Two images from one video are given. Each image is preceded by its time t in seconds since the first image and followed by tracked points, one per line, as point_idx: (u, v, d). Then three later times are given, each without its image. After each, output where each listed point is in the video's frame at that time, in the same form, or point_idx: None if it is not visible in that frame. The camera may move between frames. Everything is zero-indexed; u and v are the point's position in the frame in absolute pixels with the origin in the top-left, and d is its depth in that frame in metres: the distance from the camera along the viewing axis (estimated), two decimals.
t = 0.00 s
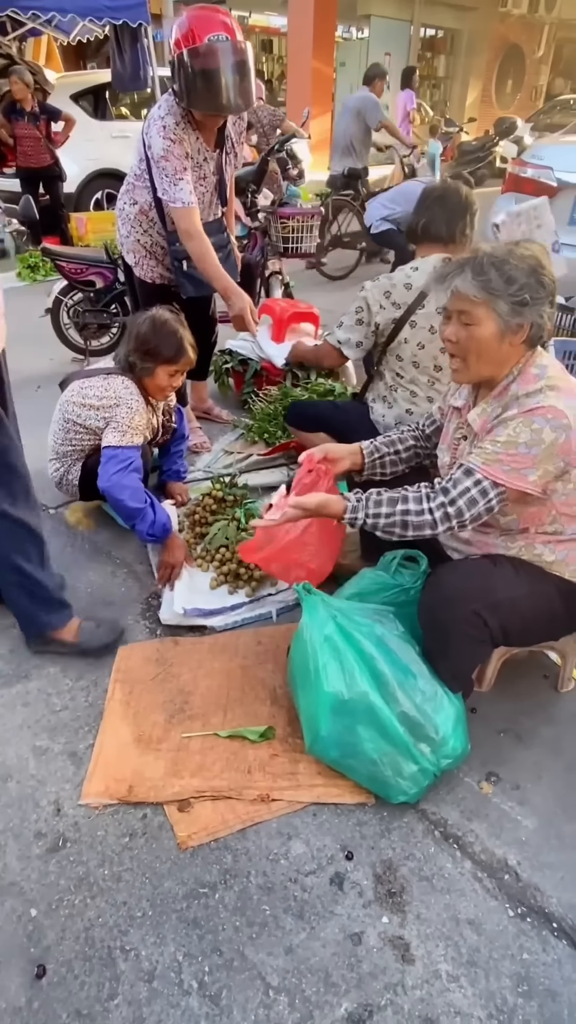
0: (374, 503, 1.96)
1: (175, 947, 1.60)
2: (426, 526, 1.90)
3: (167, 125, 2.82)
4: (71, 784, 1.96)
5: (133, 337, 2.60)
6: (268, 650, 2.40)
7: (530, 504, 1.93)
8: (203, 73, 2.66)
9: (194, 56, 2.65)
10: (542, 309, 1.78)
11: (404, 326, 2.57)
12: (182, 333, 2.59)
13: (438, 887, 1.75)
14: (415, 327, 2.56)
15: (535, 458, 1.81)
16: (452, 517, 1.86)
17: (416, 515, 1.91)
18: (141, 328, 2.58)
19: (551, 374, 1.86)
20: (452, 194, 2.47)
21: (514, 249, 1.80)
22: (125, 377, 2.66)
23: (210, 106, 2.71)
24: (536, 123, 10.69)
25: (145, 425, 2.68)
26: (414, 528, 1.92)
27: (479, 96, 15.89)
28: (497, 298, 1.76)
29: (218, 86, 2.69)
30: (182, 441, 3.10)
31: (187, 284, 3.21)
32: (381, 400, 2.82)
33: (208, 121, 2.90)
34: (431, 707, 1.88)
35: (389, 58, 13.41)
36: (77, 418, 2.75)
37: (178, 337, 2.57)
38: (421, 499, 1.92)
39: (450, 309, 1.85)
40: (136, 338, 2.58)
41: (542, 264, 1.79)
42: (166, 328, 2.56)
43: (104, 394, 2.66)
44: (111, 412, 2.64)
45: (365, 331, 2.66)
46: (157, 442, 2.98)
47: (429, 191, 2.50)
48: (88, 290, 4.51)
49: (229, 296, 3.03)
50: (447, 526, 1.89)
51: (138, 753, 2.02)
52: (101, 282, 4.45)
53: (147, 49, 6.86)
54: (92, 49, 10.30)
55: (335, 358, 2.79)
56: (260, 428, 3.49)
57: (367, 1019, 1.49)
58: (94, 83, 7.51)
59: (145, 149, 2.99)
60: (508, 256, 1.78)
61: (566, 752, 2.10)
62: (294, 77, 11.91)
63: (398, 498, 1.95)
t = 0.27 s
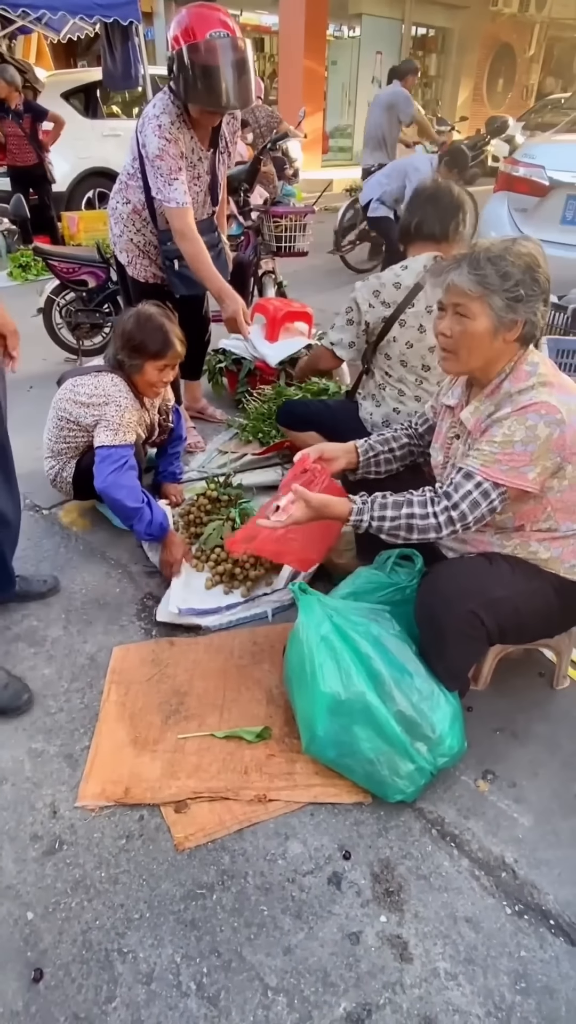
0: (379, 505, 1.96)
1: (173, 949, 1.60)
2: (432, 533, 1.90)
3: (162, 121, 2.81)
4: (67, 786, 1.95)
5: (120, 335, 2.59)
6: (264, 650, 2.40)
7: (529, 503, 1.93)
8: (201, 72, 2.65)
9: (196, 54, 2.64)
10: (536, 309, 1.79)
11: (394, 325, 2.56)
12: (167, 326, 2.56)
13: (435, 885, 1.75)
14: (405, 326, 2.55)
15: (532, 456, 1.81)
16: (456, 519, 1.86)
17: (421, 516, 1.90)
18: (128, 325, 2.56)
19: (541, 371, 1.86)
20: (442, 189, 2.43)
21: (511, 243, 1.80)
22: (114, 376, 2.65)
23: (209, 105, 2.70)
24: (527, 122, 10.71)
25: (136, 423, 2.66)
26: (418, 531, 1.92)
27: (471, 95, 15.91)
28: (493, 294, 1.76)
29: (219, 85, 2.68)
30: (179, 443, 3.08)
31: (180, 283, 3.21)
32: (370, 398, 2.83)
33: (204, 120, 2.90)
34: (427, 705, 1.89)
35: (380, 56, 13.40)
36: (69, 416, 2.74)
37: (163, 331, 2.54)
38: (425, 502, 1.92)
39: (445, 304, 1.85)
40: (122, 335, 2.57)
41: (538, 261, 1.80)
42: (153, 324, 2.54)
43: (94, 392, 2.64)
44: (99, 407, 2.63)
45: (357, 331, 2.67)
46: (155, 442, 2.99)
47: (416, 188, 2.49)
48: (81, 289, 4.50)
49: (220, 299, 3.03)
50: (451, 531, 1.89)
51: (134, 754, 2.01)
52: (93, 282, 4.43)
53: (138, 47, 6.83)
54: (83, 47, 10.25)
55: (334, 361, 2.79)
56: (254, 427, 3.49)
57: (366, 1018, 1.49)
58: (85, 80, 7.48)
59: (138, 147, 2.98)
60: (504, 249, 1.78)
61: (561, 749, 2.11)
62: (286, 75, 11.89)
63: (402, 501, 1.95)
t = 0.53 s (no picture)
0: (405, 523, 2.00)
1: (170, 949, 1.59)
2: (456, 542, 1.94)
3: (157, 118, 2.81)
4: (62, 787, 1.95)
5: (111, 327, 2.60)
6: (260, 649, 2.39)
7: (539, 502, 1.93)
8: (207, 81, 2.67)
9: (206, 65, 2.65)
10: (527, 303, 1.78)
11: (399, 323, 2.56)
12: (158, 318, 2.56)
13: (432, 883, 1.75)
14: (410, 325, 2.55)
15: (542, 455, 1.81)
16: (481, 530, 1.89)
17: (444, 531, 1.94)
18: (118, 318, 2.57)
19: (541, 367, 1.86)
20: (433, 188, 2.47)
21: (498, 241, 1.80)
22: (107, 371, 2.64)
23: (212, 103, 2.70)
24: (521, 121, 10.72)
25: (130, 417, 2.66)
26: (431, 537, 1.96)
27: (465, 93, 15.90)
28: (482, 294, 1.76)
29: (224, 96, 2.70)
30: (176, 442, 3.08)
31: (174, 276, 3.19)
32: (369, 398, 2.83)
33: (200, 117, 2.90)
34: (424, 703, 1.89)
35: (375, 54, 13.39)
36: (64, 411, 2.73)
37: (153, 323, 2.54)
38: (447, 516, 1.95)
39: (437, 307, 1.85)
40: (113, 328, 2.59)
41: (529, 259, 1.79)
42: (143, 316, 2.54)
43: (88, 385, 2.63)
44: (93, 404, 2.63)
45: (365, 331, 2.65)
46: (151, 440, 2.99)
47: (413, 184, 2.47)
48: (75, 288, 4.48)
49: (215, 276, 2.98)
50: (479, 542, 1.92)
51: (130, 754, 2.01)
52: (88, 280, 4.43)
53: (132, 45, 6.81)
54: (77, 44, 10.20)
55: (343, 364, 2.80)
56: (250, 424, 3.49)
57: (363, 1017, 1.49)
58: (77, 79, 7.49)
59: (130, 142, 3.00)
60: (492, 249, 1.78)
61: (557, 746, 2.11)
62: (280, 73, 11.87)
63: (427, 516, 1.98)
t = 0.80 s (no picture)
0: (417, 531, 2.01)
1: (166, 948, 1.59)
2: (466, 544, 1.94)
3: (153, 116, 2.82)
4: (59, 786, 1.95)
5: (108, 329, 2.58)
6: (257, 648, 2.40)
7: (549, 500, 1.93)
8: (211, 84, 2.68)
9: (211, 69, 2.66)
10: (493, 311, 1.76)
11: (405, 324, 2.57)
12: (157, 321, 2.55)
13: (428, 880, 1.75)
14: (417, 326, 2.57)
15: (550, 455, 1.80)
16: (496, 535, 1.90)
17: (456, 536, 1.94)
18: (117, 320, 2.55)
19: (539, 365, 1.86)
20: (423, 190, 2.48)
21: (448, 263, 1.82)
22: (102, 372, 2.63)
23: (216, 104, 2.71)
24: (518, 120, 10.70)
25: (127, 417, 2.66)
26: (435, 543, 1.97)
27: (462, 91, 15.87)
28: (440, 320, 1.79)
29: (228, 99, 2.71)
30: (172, 441, 3.08)
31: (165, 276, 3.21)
32: (371, 400, 2.84)
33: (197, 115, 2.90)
34: (419, 701, 1.89)
35: (371, 52, 13.37)
36: (58, 411, 2.73)
37: (152, 326, 2.53)
38: (458, 523, 1.95)
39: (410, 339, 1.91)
40: (111, 330, 2.56)
41: (482, 267, 1.79)
42: (142, 319, 2.52)
43: (82, 386, 2.63)
44: (88, 405, 2.61)
45: (374, 333, 2.60)
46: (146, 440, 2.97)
47: (415, 184, 2.49)
48: (71, 287, 4.47)
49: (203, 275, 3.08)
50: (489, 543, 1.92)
51: (126, 753, 2.01)
52: (84, 279, 4.42)
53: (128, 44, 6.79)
54: (72, 42, 10.17)
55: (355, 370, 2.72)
56: (247, 423, 3.51)
57: (359, 1014, 1.49)
58: (73, 77, 7.46)
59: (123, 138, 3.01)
60: (439, 277, 1.80)
61: (553, 744, 2.12)
62: (276, 71, 11.84)
63: (437, 526, 1.98)
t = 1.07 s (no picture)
0: (405, 531, 2.02)
1: (163, 945, 1.60)
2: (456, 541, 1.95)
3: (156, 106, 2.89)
4: (56, 785, 1.95)
5: (109, 335, 2.55)
6: (254, 646, 2.40)
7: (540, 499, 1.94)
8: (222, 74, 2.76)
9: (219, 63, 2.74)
10: (490, 309, 1.76)
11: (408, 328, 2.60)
12: (158, 328, 2.54)
13: (424, 878, 1.76)
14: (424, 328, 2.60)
15: (540, 454, 1.81)
16: (483, 533, 1.91)
17: (445, 532, 1.95)
18: (117, 326, 2.52)
19: (533, 365, 1.87)
20: (421, 189, 2.47)
21: (443, 263, 1.82)
22: (100, 375, 2.61)
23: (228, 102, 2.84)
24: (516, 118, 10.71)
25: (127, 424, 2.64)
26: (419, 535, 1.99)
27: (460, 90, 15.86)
28: (437, 321, 1.78)
29: (236, 90, 2.80)
30: (169, 442, 3.07)
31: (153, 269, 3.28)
32: (372, 401, 2.85)
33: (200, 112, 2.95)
34: (416, 699, 1.90)
35: (369, 51, 13.37)
36: (56, 415, 2.73)
37: (154, 334, 2.52)
38: (446, 518, 1.96)
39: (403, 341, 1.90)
40: (112, 336, 2.53)
41: (478, 266, 1.79)
42: (143, 327, 2.50)
43: (81, 391, 2.61)
44: (88, 410, 2.60)
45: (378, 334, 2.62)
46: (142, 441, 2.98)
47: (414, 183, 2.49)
48: (69, 286, 4.47)
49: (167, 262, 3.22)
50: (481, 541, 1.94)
51: (124, 752, 2.01)
52: (82, 278, 4.42)
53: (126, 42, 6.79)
54: (70, 41, 10.17)
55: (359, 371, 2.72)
56: (244, 422, 3.51)
57: (355, 1011, 1.50)
58: (71, 75, 7.42)
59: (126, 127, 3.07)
60: (436, 276, 1.79)
61: (549, 742, 2.12)
62: (274, 70, 11.84)
63: (425, 522, 2.00)
